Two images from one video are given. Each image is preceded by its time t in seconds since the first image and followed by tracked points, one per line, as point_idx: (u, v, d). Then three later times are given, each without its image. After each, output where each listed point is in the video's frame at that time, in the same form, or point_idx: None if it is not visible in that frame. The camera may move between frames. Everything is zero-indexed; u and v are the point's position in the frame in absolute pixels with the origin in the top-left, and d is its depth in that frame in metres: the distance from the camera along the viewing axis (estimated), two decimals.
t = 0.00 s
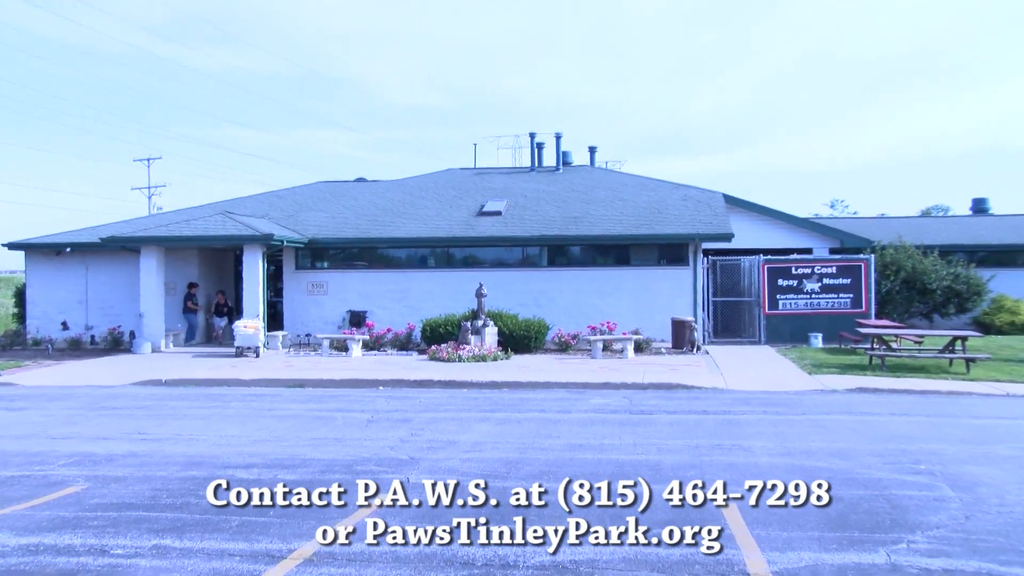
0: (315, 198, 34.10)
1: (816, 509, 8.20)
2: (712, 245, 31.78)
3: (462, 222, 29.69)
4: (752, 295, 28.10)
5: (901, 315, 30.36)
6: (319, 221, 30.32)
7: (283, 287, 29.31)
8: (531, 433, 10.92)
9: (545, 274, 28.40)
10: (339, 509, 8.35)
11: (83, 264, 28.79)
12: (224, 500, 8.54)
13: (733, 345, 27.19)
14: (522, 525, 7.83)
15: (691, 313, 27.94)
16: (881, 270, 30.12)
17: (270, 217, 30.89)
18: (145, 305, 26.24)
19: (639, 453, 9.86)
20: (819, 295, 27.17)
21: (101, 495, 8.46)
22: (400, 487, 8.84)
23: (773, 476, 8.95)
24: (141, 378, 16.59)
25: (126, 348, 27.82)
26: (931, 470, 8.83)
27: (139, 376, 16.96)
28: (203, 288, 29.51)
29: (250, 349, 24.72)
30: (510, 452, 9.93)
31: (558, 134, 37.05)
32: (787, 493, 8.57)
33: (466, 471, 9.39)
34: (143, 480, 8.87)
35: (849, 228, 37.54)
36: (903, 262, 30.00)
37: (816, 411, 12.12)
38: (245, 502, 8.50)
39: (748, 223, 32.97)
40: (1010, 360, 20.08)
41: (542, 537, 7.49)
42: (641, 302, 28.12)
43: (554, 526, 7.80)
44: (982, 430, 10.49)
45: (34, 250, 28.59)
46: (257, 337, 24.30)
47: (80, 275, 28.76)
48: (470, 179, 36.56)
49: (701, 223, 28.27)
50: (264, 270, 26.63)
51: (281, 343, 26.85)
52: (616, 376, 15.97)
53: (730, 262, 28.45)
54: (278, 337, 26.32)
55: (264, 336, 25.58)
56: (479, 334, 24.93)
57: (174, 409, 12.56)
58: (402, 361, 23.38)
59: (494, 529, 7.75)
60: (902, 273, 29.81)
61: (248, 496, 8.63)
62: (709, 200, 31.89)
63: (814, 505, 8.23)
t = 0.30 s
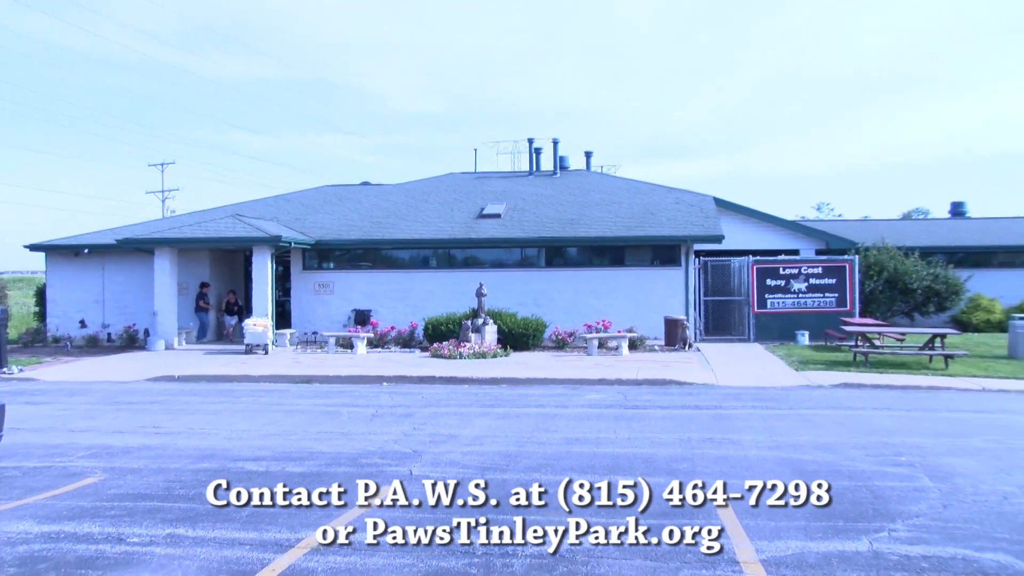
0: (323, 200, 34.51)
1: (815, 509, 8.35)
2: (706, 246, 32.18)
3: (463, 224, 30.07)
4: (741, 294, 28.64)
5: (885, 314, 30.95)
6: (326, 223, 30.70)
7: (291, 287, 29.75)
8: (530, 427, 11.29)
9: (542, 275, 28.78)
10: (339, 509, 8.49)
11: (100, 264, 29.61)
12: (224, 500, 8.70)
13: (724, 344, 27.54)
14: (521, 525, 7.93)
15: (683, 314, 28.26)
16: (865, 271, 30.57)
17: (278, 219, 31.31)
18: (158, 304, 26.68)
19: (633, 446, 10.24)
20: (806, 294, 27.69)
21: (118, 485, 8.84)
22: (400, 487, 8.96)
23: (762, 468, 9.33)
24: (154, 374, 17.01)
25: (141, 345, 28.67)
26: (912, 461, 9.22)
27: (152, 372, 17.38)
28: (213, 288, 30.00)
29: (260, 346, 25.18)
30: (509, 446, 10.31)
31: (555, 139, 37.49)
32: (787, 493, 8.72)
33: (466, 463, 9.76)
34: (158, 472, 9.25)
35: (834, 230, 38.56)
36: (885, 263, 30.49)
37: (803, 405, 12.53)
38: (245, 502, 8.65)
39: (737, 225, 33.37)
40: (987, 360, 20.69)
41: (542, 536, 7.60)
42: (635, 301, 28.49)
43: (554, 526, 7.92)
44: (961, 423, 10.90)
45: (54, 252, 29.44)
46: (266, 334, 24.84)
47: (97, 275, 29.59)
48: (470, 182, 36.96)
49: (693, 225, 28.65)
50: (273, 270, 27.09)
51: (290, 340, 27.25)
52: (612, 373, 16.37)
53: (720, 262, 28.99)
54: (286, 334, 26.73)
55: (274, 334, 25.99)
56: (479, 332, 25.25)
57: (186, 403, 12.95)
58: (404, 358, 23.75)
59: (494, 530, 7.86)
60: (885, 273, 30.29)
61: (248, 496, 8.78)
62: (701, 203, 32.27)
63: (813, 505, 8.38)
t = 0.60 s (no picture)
0: (329, 204, 34.92)
1: (815, 509, 8.50)
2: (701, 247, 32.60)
3: (464, 226, 30.46)
4: (733, 293, 29.23)
5: (868, 312, 31.94)
6: (331, 226, 31.06)
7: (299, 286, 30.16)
8: (528, 422, 11.68)
9: (541, 275, 29.16)
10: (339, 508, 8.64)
11: (116, 265, 30.34)
12: (224, 500, 8.83)
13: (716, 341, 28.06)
14: (521, 526, 8.05)
15: (677, 312, 28.63)
16: (849, 271, 31.59)
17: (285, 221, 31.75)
18: (171, 302, 27.11)
19: (628, 439, 10.63)
20: (793, 294, 28.25)
21: (133, 477, 9.23)
22: (400, 488, 9.10)
23: (751, 461, 9.73)
24: (167, 370, 17.43)
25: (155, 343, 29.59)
26: (894, 454, 9.62)
27: (165, 368, 17.80)
28: (224, 288, 30.48)
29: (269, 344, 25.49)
30: (508, 439, 10.70)
31: (553, 144, 37.96)
32: (787, 493, 8.87)
33: (467, 456, 10.15)
34: (171, 464, 9.64)
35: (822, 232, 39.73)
36: (869, 264, 31.46)
37: (791, 401, 12.92)
38: (245, 502, 8.78)
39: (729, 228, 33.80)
40: (962, 356, 21.11)
41: (542, 537, 7.71)
42: (631, 301, 28.85)
43: (554, 526, 8.03)
44: (940, 417, 11.32)
45: (72, 253, 30.20)
46: (275, 332, 25.17)
47: (113, 276, 30.29)
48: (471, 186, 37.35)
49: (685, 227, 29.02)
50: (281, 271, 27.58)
51: (298, 338, 27.65)
52: (608, 369, 16.77)
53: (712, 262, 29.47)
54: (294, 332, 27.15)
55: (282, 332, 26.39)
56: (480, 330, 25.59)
57: (199, 398, 13.35)
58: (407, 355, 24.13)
59: (494, 530, 7.98)
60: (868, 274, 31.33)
61: (248, 496, 8.92)
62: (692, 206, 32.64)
63: (813, 505, 8.54)
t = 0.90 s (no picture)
0: (335, 207, 35.32)
1: (815, 508, 8.66)
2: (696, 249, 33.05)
3: (465, 228, 30.83)
4: (723, 293, 29.79)
5: (852, 311, 32.82)
6: (337, 227, 31.48)
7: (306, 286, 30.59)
8: (527, 417, 12.08)
9: (540, 276, 29.54)
10: (338, 508, 8.75)
11: (131, 265, 30.91)
12: (224, 500, 8.96)
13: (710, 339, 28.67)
14: (521, 526, 8.16)
15: (670, 311, 29.05)
16: (836, 271, 32.45)
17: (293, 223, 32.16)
18: (184, 301, 27.48)
19: (623, 433, 11.04)
20: (782, 293, 28.87)
21: (148, 469, 9.63)
22: (400, 487, 9.26)
23: (742, 454, 10.13)
24: (180, 366, 17.88)
25: (169, 340, 30.21)
26: (878, 446, 10.05)
27: (177, 365, 18.25)
28: (234, 287, 30.87)
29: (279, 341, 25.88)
30: (508, 433, 11.09)
31: (552, 149, 38.42)
32: (787, 493, 9.02)
33: (468, 450, 10.54)
34: (184, 457, 10.05)
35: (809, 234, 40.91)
36: (855, 264, 32.37)
37: (780, 396, 13.34)
38: (245, 502, 8.92)
39: (719, 229, 34.56)
40: (942, 353, 21.55)
41: (542, 537, 7.82)
42: (626, 301, 29.25)
43: (554, 526, 8.15)
44: (921, 412, 11.80)
45: (89, 253, 30.79)
46: (284, 330, 25.54)
47: (129, 275, 30.87)
48: (471, 189, 37.75)
49: (678, 229, 29.43)
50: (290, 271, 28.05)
51: (305, 336, 28.00)
52: (605, 366, 17.18)
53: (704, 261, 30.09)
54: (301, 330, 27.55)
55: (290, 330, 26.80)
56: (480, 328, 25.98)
57: (211, 394, 13.77)
58: (409, 352, 24.53)
59: (494, 530, 8.10)
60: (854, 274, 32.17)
61: (248, 496, 9.05)
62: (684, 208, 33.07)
63: (813, 504, 8.70)
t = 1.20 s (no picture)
0: (341, 209, 35.71)
1: (815, 508, 8.82)
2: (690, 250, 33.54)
3: (466, 230, 31.23)
4: (715, 292, 30.35)
5: (838, 310, 34.09)
6: (343, 229, 31.99)
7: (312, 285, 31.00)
8: (526, 412, 12.52)
9: (539, 276, 29.92)
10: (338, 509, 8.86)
11: (145, 265, 31.49)
12: (224, 500, 9.08)
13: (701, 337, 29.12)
14: (522, 526, 8.28)
15: (663, 310, 29.45)
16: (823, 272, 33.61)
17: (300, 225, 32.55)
18: (196, 300, 27.89)
19: (618, 428, 11.45)
20: (771, 292, 29.47)
21: (161, 461, 10.05)
22: (400, 487, 9.39)
23: (732, 447, 10.56)
24: (191, 363, 18.32)
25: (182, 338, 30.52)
26: (861, 440, 10.56)
27: (188, 361, 18.69)
28: (244, 287, 31.33)
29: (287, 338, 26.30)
30: (507, 428, 11.50)
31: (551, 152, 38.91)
32: (787, 493, 9.19)
33: (469, 444, 10.94)
34: (196, 450, 10.48)
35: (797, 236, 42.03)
36: (841, 265, 33.52)
37: (769, 392, 13.80)
38: (245, 501, 9.05)
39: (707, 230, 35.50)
40: (922, 350, 22.03)
41: (542, 537, 7.94)
42: (622, 300, 29.65)
43: (554, 526, 8.26)
44: (903, 407, 12.38)
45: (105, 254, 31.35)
46: (291, 328, 25.91)
47: (142, 275, 31.42)
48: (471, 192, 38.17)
49: (671, 231, 29.82)
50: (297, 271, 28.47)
51: (311, 334, 28.46)
52: (601, 362, 17.61)
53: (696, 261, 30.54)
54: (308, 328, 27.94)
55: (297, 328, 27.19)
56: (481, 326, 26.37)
57: (221, 389, 14.21)
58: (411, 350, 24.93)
59: (494, 530, 8.21)
60: (840, 274, 33.32)
61: (247, 496, 9.19)
62: (677, 211, 33.53)
63: (813, 504, 8.86)
